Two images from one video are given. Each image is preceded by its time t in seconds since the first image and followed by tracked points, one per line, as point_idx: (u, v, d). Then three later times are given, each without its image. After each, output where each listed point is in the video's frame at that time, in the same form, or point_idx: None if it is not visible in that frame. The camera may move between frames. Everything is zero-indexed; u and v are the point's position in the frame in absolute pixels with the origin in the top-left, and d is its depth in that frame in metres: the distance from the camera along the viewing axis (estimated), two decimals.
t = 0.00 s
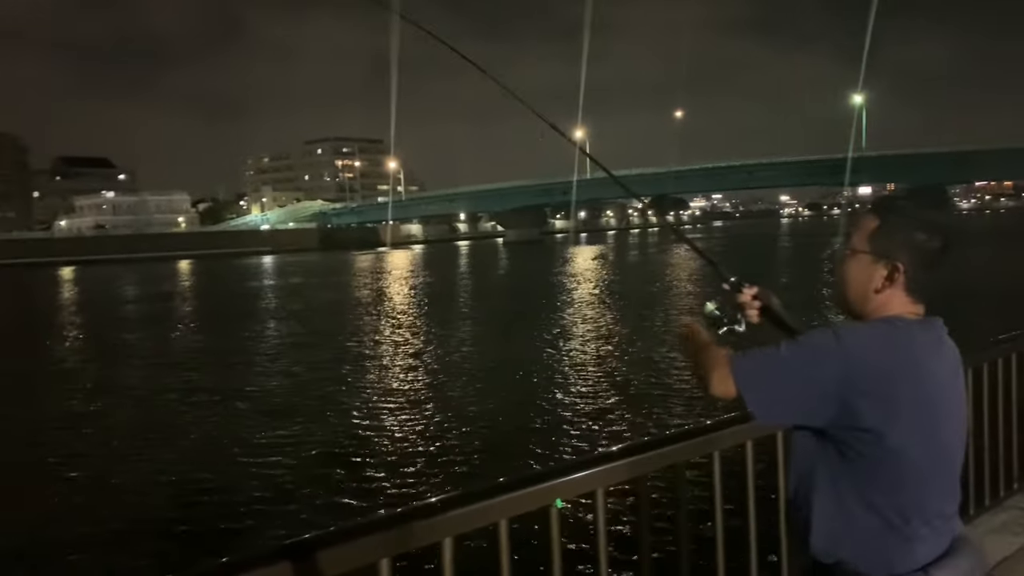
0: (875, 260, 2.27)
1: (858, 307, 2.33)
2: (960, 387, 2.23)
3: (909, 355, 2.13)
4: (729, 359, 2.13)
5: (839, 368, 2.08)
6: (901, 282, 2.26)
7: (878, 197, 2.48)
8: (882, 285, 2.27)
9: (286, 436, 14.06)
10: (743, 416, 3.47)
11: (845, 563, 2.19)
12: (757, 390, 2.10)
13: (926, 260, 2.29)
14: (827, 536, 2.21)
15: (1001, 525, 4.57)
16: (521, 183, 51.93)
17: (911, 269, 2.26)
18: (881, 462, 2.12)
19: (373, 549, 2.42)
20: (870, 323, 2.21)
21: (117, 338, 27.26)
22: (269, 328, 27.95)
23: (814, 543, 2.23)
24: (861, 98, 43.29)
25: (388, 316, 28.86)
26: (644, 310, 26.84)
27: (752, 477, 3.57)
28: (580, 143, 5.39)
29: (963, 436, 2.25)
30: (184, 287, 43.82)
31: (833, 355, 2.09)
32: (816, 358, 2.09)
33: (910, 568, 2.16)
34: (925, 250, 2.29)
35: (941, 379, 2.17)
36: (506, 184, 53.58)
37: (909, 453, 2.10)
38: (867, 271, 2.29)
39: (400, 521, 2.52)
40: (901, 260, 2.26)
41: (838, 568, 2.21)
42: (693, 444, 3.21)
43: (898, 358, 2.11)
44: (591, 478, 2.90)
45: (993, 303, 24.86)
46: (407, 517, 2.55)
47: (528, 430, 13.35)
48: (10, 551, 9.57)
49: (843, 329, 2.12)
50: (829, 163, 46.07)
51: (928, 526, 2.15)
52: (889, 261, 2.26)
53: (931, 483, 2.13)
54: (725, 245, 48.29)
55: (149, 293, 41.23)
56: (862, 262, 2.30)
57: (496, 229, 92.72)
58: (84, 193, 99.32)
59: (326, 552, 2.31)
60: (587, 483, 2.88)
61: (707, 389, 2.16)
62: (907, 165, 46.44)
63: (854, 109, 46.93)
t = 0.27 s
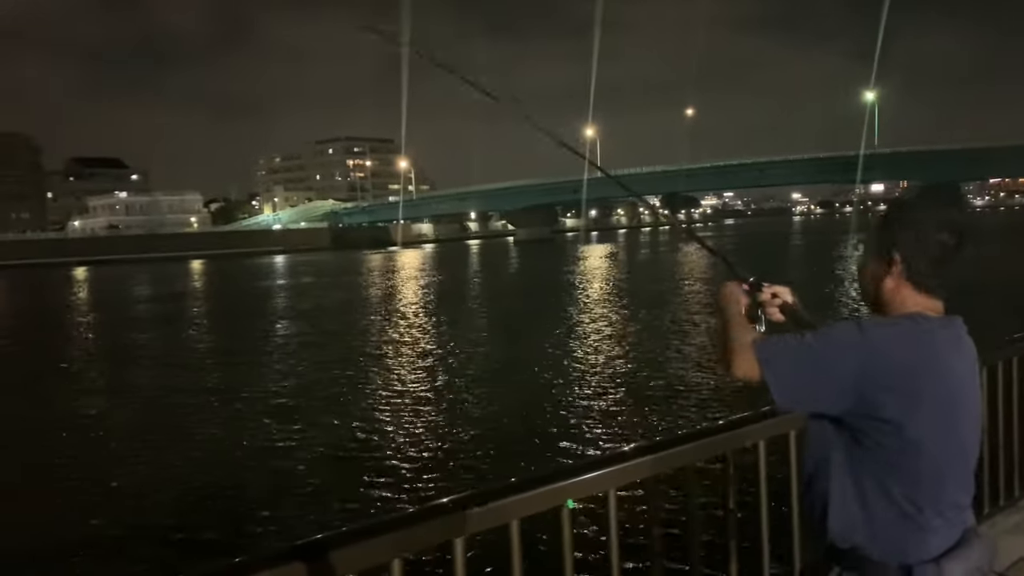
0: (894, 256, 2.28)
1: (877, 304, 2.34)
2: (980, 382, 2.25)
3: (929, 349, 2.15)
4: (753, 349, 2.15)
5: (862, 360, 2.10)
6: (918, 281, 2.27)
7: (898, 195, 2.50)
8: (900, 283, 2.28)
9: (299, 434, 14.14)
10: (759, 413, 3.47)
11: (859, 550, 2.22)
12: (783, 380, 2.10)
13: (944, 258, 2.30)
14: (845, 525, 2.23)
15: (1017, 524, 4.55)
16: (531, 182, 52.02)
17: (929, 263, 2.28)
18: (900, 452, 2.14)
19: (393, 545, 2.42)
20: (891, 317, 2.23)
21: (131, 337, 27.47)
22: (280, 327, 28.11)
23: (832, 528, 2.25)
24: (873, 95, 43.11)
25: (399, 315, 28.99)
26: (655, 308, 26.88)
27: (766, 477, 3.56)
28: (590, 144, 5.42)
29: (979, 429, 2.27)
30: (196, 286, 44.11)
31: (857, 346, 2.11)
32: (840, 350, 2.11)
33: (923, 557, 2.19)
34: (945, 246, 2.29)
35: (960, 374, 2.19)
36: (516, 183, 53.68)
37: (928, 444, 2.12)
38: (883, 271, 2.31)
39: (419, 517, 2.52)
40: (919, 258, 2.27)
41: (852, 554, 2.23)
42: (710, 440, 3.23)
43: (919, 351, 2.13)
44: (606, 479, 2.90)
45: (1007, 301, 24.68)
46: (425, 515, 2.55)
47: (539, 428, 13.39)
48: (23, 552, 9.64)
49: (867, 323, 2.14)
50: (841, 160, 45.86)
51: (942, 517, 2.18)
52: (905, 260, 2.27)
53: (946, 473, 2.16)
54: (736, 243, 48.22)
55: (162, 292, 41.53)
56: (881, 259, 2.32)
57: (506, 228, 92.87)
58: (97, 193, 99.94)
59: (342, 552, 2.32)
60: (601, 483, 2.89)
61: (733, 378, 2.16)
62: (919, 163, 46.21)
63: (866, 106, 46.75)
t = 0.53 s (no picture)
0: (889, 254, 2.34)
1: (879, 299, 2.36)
2: (979, 377, 2.26)
3: (928, 344, 2.17)
4: (754, 345, 2.16)
5: (862, 355, 2.12)
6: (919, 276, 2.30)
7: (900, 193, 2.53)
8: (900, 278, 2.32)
9: (304, 433, 14.16)
10: (761, 411, 3.48)
11: (857, 542, 2.23)
12: (785, 374, 2.11)
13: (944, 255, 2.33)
14: (844, 519, 2.23)
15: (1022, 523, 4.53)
16: (535, 181, 52.02)
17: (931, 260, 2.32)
18: (898, 446, 2.15)
19: (395, 543, 2.41)
20: (891, 312, 2.25)
21: (137, 337, 27.53)
22: (286, 327, 28.16)
23: (830, 522, 2.26)
24: (878, 93, 43.05)
25: (404, 314, 29.01)
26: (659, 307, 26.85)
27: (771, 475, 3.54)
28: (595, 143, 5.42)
29: (978, 423, 2.28)
30: (202, 286, 44.18)
31: (857, 342, 2.13)
32: (840, 345, 2.13)
33: (920, 550, 2.19)
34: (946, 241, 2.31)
35: (960, 369, 2.20)
36: (521, 182, 53.70)
37: (926, 438, 2.14)
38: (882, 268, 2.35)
39: (420, 516, 2.52)
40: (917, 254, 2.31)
41: (850, 547, 2.24)
42: (714, 438, 3.22)
43: (917, 346, 2.15)
44: (610, 477, 2.90)
45: (1013, 299, 24.62)
46: (427, 514, 2.55)
47: (543, 427, 13.39)
48: (28, 552, 9.66)
49: (868, 318, 2.16)
50: (845, 158, 45.83)
51: (940, 510, 2.19)
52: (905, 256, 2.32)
53: (944, 467, 2.17)
54: (741, 242, 48.16)
55: (167, 293, 41.61)
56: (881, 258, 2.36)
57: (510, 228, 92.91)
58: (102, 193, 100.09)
59: (347, 549, 2.33)
60: (606, 481, 2.89)
61: (735, 372, 2.16)
62: (924, 160, 46.12)
63: (871, 104, 46.68)
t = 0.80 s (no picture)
0: (874, 261, 2.41)
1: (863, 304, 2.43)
2: (958, 382, 2.33)
3: (911, 351, 2.22)
4: (742, 351, 2.20)
5: (848, 361, 2.16)
6: (901, 279, 2.39)
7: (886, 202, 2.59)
8: (884, 281, 2.41)
9: (305, 433, 14.19)
10: (761, 411, 3.51)
11: (836, 540, 2.31)
12: (772, 380, 2.15)
13: (926, 259, 2.42)
14: (824, 518, 2.30)
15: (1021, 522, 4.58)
16: (535, 181, 52.01)
17: (911, 267, 2.40)
18: (880, 450, 2.21)
19: (392, 545, 2.43)
20: (877, 318, 2.30)
21: (137, 337, 27.53)
22: (286, 326, 28.17)
23: (810, 521, 2.33)
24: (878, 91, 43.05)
25: (404, 314, 29.02)
26: (660, 306, 26.88)
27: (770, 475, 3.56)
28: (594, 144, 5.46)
29: (957, 426, 2.35)
30: (202, 286, 44.15)
31: (844, 349, 2.16)
32: (826, 351, 2.16)
33: (896, 547, 2.27)
34: (921, 247, 2.41)
35: (939, 375, 2.27)
36: (521, 182, 53.69)
37: (904, 443, 2.21)
38: (866, 274, 2.43)
39: (420, 517, 2.53)
40: (901, 259, 2.39)
41: (830, 545, 2.31)
42: (711, 438, 3.25)
43: (901, 352, 2.20)
44: (609, 477, 2.92)
45: (1015, 297, 24.65)
46: (427, 511, 2.56)
47: (543, 426, 13.42)
48: (31, 551, 9.68)
49: (852, 326, 2.20)
50: (846, 157, 45.85)
51: (918, 511, 2.27)
52: (890, 261, 2.40)
53: (922, 471, 2.24)
54: (742, 241, 48.16)
55: (167, 293, 41.61)
56: (864, 263, 2.43)
57: (510, 227, 92.91)
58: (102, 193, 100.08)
59: (348, 549, 2.35)
60: (605, 481, 2.91)
61: (720, 376, 2.20)
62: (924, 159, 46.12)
63: (871, 103, 46.67)
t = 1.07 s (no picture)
0: (859, 258, 2.45)
1: (843, 303, 2.49)
2: (934, 378, 2.40)
3: (885, 347, 2.29)
4: (722, 351, 2.28)
5: (824, 359, 2.24)
6: (883, 278, 2.45)
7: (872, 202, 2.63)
8: (867, 280, 2.45)
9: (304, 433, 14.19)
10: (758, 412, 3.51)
11: (815, 534, 2.38)
12: (750, 377, 2.22)
13: (906, 258, 2.47)
14: (802, 511, 2.38)
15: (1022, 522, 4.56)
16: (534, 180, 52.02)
17: (892, 267, 2.45)
18: (855, 445, 2.28)
19: (383, 549, 2.41)
20: (854, 317, 2.37)
21: (136, 336, 27.49)
22: (285, 326, 28.16)
23: (789, 515, 2.41)
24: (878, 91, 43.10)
25: (403, 313, 29.02)
26: (658, 306, 26.89)
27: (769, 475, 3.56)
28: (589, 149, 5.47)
29: (934, 422, 2.41)
30: (201, 285, 44.10)
31: (819, 345, 2.24)
32: (802, 348, 2.23)
33: (873, 539, 2.34)
34: (899, 248, 2.47)
35: (915, 372, 2.33)
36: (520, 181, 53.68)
37: (881, 438, 2.28)
38: (850, 271, 2.46)
39: (414, 518, 2.50)
40: (882, 258, 2.45)
41: (810, 538, 2.38)
42: (711, 437, 3.23)
43: (876, 351, 2.26)
44: (608, 477, 2.90)
45: (1013, 296, 24.66)
46: (425, 513, 2.54)
47: (542, 426, 13.42)
48: (31, 552, 9.66)
49: (828, 323, 2.26)
50: (845, 157, 45.84)
51: (895, 504, 2.33)
52: (871, 260, 2.45)
53: (898, 462, 2.30)
54: (741, 241, 48.17)
55: (166, 292, 41.57)
56: (847, 261, 2.47)
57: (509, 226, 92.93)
58: (101, 193, 99.96)
59: (346, 549, 2.33)
60: (604, 481, 2.89)
61: (701, 373, 2.28)
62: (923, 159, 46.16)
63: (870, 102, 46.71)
